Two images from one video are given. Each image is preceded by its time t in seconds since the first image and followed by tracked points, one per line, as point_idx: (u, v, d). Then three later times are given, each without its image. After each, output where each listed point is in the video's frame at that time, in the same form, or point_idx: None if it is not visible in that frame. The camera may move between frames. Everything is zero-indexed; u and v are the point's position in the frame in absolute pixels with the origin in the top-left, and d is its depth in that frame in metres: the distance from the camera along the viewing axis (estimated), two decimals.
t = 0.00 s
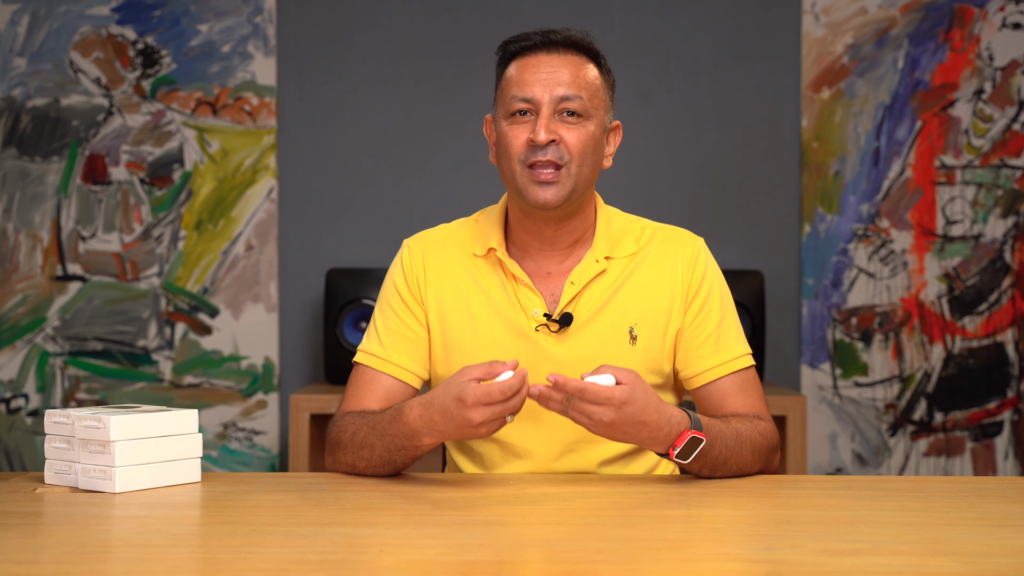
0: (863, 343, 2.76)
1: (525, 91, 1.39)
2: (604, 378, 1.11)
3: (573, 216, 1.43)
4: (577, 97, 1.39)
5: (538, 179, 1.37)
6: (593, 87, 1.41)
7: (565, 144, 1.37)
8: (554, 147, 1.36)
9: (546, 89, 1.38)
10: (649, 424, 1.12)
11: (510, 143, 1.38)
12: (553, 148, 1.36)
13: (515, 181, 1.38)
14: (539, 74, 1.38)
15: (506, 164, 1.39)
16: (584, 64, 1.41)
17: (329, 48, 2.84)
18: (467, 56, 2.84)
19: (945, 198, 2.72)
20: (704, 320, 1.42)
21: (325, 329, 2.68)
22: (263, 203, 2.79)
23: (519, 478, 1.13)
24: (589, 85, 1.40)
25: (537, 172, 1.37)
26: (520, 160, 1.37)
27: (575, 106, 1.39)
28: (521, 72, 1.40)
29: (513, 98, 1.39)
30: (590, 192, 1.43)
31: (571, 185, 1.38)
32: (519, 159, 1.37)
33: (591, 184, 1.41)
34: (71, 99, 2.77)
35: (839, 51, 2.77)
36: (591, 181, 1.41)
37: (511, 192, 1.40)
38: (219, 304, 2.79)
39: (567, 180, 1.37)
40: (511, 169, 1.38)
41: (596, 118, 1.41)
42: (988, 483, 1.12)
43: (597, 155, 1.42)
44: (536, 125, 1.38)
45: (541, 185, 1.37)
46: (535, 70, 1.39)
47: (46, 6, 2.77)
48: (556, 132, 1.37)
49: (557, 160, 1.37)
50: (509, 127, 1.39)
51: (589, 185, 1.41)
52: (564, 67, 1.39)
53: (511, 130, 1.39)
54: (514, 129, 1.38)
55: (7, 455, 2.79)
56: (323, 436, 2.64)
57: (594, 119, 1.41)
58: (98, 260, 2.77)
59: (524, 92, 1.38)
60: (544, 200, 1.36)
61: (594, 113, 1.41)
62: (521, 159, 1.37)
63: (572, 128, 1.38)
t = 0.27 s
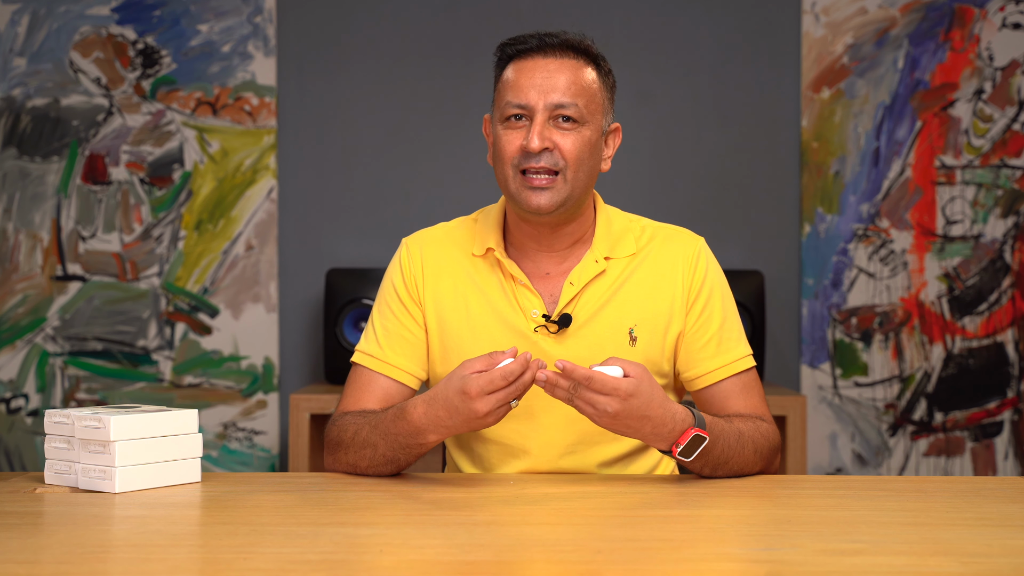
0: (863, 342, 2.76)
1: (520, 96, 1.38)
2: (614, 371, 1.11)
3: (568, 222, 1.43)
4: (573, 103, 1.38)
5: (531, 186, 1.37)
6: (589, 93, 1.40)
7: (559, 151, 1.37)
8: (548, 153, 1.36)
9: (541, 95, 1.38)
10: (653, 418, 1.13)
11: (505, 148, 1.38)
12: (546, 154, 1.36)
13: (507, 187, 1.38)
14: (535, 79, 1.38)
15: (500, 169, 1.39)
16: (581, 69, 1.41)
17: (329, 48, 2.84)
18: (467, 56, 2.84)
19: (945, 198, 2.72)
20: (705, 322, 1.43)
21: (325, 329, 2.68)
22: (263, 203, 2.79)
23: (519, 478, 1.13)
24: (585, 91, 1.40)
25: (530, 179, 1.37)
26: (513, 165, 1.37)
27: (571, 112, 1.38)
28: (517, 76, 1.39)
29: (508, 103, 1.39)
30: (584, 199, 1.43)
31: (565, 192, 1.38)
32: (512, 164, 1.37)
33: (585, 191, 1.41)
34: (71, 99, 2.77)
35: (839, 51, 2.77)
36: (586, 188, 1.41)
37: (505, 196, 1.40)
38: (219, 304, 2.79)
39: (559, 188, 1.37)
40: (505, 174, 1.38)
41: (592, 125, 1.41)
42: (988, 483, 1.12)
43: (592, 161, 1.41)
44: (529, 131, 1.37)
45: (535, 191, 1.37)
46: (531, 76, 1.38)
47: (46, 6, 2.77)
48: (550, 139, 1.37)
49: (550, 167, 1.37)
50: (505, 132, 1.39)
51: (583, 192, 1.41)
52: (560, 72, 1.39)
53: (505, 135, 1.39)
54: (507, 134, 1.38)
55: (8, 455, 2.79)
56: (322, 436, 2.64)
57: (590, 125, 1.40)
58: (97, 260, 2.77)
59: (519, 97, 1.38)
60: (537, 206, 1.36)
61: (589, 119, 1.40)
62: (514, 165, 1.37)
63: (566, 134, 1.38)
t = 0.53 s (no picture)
0: (863, 343, 2.76)
1: (528, 119, 1.36)
2: (665, 394, 1.11)
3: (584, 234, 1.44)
4: (582, 120, 1.36)
5: (551, 210, 1.37)
6: (593, 105, 1.38)
7: (577, 170, 1.36)
8: (567, 176, 1.35)
9: (549, 116, 1.36)
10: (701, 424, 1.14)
11: (519, 173, 1.37)
12: (565, 177, 1.35)
13: (528, 212, 1.38)
14: (540, 99, 1.36)
15: (517, 194, 1.39)
16: (580, 81, 1.38)
17: (329, 48, 2.84)
18: (467, 56, 2.84)
19: (945, 198, 2.72)
20: (702, 317, 1.43)
21: (325, 329, 2.68)
22: (263, 203, 2.79)
23: (519, 478, 1.13)
24: (589, 105, 1.38)
25: (549, 201, 1.37)
26: (531, 190, 1.37)
27: (581, 130, 1.36)
28: (522, 98, 1.37)
29: (516, 127, 1.37)
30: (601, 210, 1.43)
31: (583, 210, 1.38)
32: (530, 189, 1.37)
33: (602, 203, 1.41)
34: (71, 99, 2.77)
35: (839, 51, 2.76)
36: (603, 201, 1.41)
37: (524, 220, 1.40)
38: (219, 304, 2.79)
39: (581, 206, 1.37)
40: (523, 199, 1.38)
41: (600, 136, 1.40)
42: (988, 483, 1.12)
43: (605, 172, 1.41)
44: (544, 154, 1.36)
45: (555, 215, 1.37)
46: (535, 96, 1.36)
47: (46, 6, 2.77)
48: (566, 159, 1.35)
49: (570, 188, 1.36)
50: (515, 157, 1.38)
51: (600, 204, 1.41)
52: (563, 88, 1.36)
53: (518, 161, 1.38)
54: (521, 159, 1.37)
55: (7, 455, 2.79)
56: (323, 436, 2.64)
57: (598, 137, 1.39)
58: (98, 260, 2.77)
59: (527, 120, 1.36)
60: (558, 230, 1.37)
61: (597, 132, 1.39)
62: (533, 190, 1.37)
63: (579, 151, 1.37)
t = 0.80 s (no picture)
0: (863, 343, 2.76)
1: (516, 124, 1.35)
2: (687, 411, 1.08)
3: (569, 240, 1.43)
4: (570, 127, 1.35)
5: (533, 216, 1.37)
6: (584, 113, 1.37)
7: (559, 178, 1.36)
8: (548, 183, 1.35)
9: (537, 123, 1.35)
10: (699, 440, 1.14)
11: (504, 177, 1.36)
12: (547, 184, 1.35)
13: (510, 216, 1.38)
14: (529, 105, 1.35)
15: (500, 197, 1.38)
16: (572, 89, 1.37)
17: (329, 48, 2.84)
18: (467, 56, 2.84)
19: (945, 198, 2.72)
20: (702, 318, 1.43)
21: (325, 329, 2.68)
22: (263, 203, 2.79)
23: (519, 478, 1.13)
24: (580, 112, 1.37)
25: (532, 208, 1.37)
26: (515, 195, 1.36)
27: (568, 137, 1.36)
28: (511, 102, 1.35)
29: (504, 131, 1.36)
30: (586, 217, 1.43)
31: (566, 217, 1.38)
32: (513, 194, 1.36)
33: (586, 211, 1.41)
34: (71, 99, 2.77)
35: (839, 52, 2.76)
36: (586, 208, 1.41)
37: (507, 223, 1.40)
38: (219, 304, 2.79)
39: (562, 215, 1.37)
40: (506, 203, 1.38)
41: (589, 145, 1.38)
42: (988, 483, 1.12)
43: (592, 181, 1.40)
44: (529, 160, 1.35)
45: (536, 220, 1.37)
46: (524, 101, 1.35)
47: (46, 6, 2.77)
48: (549, 167, 1.35)
49: (551, 196, 1.36)
50: (502, 160, 1.37)
51: (585, 211, 1.41)
52: (554, 96, 1.35)
53: (503, 165, 1.37)
54: (505, 163, 1.36)
55: (8, 455, 2.79)
56: (322, 436, 2.64)
57: (588, 145, 1.38)
58: (98, 260, 2.77)
59: (514, 125, 1.35)
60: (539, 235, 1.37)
61: (587, 140, 1.38)
62: (516, 195, 1.36)
63: (564, 160, 1.36)
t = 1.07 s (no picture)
0: (863, 343, 2.76)
1: (519, 120, 1.35)
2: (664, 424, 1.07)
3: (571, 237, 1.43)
4: (572, 123, 1.36)
5: (536, 210, 1.36)
6: (586, 109, 1.37)
7: (563, 173, 1.35)
8: (552, 178, 1.35)
9: (540, 118, 1.35)
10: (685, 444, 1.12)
11: (507, 173, 1.37)
12: (550, 179, 1.35)
13: (512, 212, 1.37)
14: (532, 101, 1.35)
15: (503, 193, 1.38)
16: (574, 85, 1.37)
17: (329, 47, 2.84)
18: (467, 56, 2.84)
19: (945, 198, 2.72)
20: (700, 316, 1.43)
21: (325, 329, 2.68)
22: (263, 203, 2.79)
23: (519, 478, 1.13)
24: (582, 108, 1.37)
25: (535, 202, 1.36)
26: (518, 189, 1.36)
27: (571, 133, 1.36)
28: (514, 98, 1.36)
29: (507, 128, 1.36)
30: (589, 214, 1.43)
31: (570, 213, 1.37)
32: (516, 189, 1.36)
33: (588, 207, 1.41)
34: (71, 99, 2.77)
35: (839, 51, 2.77)
36: (589, 205, 1.40)
37: (510, 219, 1.39)
38: (219, 304, 2.79)
39: (566, 210, 1.37)
40: (508, 199, 1.38)
41: (591, 141, 1.38)
42: (988, 483, 1.12)
43: (594, 177, 1.40)
44: (532, 155, 1.36)
45: (539, 215, 1.36)
46: (527, 97, 1.35)
47: (46, 6, 2.77)
48: (553, 162, 1.35)
49: (555, 191, 1.36)
50: (504, 156, 1.37)
51: (587, 208, 1.41)
52: (557, 92, 1.35)
53: (506, 161, 1.37)
54: (508, 159, 1.36)
55: (7, 455, 2.79)
56: (323, 436, 2.64)
57: (590, 142, 1.38)
58: (98, 260, 2.77)
59: (517, 121, 1.35)
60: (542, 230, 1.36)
61: (589, 137, 1.38)
62: (519, 190, 1.36)
63: (566, 155, 1.36)
